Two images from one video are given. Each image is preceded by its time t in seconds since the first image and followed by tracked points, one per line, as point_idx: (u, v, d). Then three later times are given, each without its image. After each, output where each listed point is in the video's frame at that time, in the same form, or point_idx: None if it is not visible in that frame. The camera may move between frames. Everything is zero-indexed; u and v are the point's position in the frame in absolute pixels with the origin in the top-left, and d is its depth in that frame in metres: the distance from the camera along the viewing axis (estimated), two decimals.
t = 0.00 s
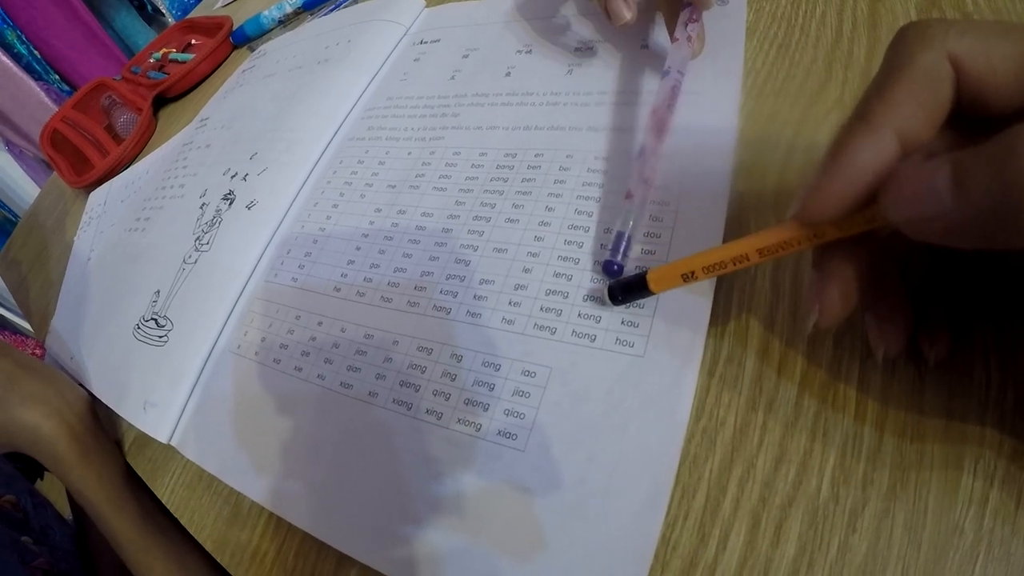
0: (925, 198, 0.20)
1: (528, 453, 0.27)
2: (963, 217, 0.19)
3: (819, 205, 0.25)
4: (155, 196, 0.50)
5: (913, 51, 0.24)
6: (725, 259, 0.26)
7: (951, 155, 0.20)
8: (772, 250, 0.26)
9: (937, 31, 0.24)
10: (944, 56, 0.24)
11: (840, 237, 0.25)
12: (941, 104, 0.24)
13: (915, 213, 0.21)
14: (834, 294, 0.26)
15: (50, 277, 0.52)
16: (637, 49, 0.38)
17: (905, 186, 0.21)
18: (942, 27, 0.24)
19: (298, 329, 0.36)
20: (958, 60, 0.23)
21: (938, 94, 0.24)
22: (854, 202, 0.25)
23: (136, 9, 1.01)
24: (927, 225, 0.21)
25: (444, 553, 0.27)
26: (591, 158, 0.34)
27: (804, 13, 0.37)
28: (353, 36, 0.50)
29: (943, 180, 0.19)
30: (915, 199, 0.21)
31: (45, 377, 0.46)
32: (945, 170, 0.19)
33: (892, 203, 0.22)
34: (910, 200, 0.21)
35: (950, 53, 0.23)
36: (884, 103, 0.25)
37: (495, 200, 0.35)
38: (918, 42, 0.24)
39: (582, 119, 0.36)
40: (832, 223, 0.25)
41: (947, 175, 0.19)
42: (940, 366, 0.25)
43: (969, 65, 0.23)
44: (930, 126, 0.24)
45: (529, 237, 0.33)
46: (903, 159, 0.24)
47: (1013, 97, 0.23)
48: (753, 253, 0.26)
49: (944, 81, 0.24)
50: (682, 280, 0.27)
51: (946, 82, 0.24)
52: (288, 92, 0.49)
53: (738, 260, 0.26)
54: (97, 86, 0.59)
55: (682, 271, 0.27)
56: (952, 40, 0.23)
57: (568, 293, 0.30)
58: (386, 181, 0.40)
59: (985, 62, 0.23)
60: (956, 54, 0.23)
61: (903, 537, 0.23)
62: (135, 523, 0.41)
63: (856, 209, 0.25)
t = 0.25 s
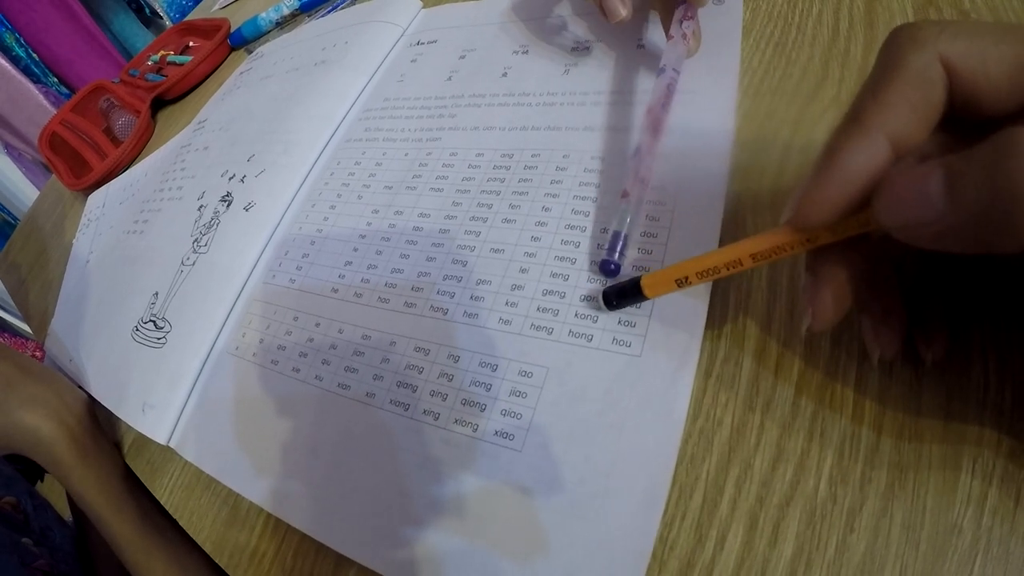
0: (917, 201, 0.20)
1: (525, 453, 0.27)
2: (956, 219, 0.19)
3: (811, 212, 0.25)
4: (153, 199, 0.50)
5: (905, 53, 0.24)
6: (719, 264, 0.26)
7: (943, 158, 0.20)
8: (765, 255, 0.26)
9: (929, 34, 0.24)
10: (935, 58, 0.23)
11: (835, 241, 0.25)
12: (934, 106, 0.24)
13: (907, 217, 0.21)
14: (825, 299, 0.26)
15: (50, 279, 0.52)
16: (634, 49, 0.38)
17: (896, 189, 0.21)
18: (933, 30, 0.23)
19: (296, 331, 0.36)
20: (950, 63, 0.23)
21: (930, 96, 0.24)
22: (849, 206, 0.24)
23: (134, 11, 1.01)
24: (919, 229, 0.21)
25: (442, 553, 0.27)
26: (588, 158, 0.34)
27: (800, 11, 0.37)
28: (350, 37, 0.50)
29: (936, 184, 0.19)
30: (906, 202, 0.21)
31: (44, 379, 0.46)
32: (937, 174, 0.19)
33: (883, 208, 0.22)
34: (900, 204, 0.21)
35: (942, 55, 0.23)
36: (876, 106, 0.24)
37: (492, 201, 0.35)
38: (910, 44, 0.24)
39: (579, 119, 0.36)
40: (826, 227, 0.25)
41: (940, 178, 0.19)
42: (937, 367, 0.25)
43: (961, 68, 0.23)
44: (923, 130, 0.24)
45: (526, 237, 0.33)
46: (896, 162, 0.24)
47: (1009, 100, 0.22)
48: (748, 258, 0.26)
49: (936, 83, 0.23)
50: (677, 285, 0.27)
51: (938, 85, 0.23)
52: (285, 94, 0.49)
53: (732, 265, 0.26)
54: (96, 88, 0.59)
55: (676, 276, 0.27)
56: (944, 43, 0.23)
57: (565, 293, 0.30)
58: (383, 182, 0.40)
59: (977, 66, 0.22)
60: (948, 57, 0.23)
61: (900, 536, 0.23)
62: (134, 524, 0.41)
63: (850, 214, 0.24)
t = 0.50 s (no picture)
0: (908, 205, 0.20)
1: (523, 452, 0.27)
2: (947, 221, 0.19)
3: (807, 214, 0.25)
4: (152, 200, 0.50)
5: (898, 56, 0.24)
6: (715, 266, 0.26)
7: (933, 161, 0.20)
8: (759, 257, 0.26)
9: (922, 35, 0.23)
10: (928, 61, 0.23)
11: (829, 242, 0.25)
12: (926, 109, 0.24)
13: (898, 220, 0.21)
14: (820, 301, 0.26)
15: (49, 281, 0.52)
16: (630, 49, 0.38)
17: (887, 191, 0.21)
18: (927, 31, 0.23)
19: (295, 331, 0.36)
20: (944, 65, 0.23)
21: (924, 98, 0.23)
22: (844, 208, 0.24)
23: (134, 13, 1.01)
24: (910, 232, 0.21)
25: (441, 553, 0.27)
26: (585, 158, 0.34)
27: (797, 10, 0.37)
28: (349, 38, 0.50)
29: (926, 188, 0.19)
30: (896, 206, 0.21)
31: (43, 380, 0.46)
32: (927, 177, 0.19)
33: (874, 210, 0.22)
34: (890, 207, 0.21)
35: (935, 58, 0.23)
36: (870, 110, 0.24)
37: (489, 200, 0.35)
38: (903, 47, 0.23)
39: (576, 119, 0.36)
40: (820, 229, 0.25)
41: (930, 181, 0.19)
42: (934, 366, 0.25)
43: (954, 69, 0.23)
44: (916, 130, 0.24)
45: (523, 236, 0.33)
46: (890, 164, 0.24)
47: (1003, 101, 0.23)
48: (743, 260, 0.26)
49: (929, 86, 0.23)
50: (673, 286, 0.27)
51: (932, 87, 0.23)
52: (284, 95, 0.49)
53: (728, 267, 0.26)
54: (95, 90, 0.59)
55: (672, 278, 0.27)
56: (938, 45, 0.23)
57: (562, 292, 0.30)
58: (381, 182, 0.40)
59: (970, 67, 0.22)
60: (941, 59, 0.23)
61: (897, 534, 0.23)
62: (134, 524, 0.42)
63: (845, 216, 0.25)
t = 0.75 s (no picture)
0: (902, 207, 0.20)
1: (522, 452, 0.27)
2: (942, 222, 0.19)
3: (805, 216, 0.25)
4: (151, 201, 0.50)
5: (895, 58, 0.24)
6: (711, 266, 0.27)
7: (928, 162, 0.20)
8: (755, 258, 0.26)
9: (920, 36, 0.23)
10: (925, 63, 0.23)
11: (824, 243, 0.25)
12: (923, 111, 0.24)
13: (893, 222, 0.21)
14: (817, 302, 0.26)
15: (49, 282, 0.53)
16: (628, 49, 0.38)
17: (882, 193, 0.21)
18: (924, 34, 0.23)
19: (294, 332, 0.36)
20: (940, 67, 0.23)
21: (920, 100, 0.23)
22: (841, 209, 0.24)
23: (133, 14, 1.01)
24: (905, 234, 0.21)
25: (440, 553, 0.27)
26: (583, 158, 0.34)
27: (795, 10, 0.37)
28: (347, 40, 0.50)
29: (920, 189, 0.19)
30: (891, 207, 0.21)
31: (43, 381, 0.46)
32: (922, 179, 0.19)
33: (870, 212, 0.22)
34: (885, 209, 0.21)
35: (932, 60, 0.23)
36: (866, 112, 0.24)
37: (487, 201, 0.35)
38: (900, 48, 0.23)
39: (574, 120, 0.36)
40: (817, 231, 0.25)
41: (924, 183, 0.19)
42: (931, 366, 0.25)
43: (952, 71, 0.23)
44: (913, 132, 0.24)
45: (521, 237, 0.33)
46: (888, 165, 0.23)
47: (1001, 102, 0.23)
48: (740, 260, 0.26)
49: (926, 88, 0.23)
50: (671, 286, 0.27)
51: (928, 89, 0.23)
52: (283, 96, 0.49)
53: (725, 267, 0.26)
54: (94, 92, 0.59)
55: (670, 278, 0.27)
56: (935, 47, 0.23)
57: (560, 293, 0.30)
58: (380, 183, 0.40)
59: (967, 69, 0.22)
60: (939, 61, 0.23)
61: (895, 533, 0.23)
62: (133, 525, 0.42)
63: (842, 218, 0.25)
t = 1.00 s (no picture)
0: (904, 208, 0.20)
1: (524, 451, 0.27)
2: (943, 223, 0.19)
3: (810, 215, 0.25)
4: (152, 199, 0.50)
5: (897, 59, 0.23)
6: (714, 266, 0.27)
7: (930, 163, 0.20)
8: (758, 258, 0.26)
9: (922, 37, 0.23)
10: (927, 64, 0.23)
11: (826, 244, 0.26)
12: (924, 112, 0.23)
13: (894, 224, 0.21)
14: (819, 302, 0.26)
15: (49, 280, 0.52)
16: (630, 48, 0.38)
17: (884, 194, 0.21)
18: (925, 34, 0.23)
19: (295, 330, 0.36)
20: (942, 67, 0.23)
21: (921, 100, 0.23)
22: (844, 210, 0.24)
23: (133, 12, 1.01)
24: (907, 235, 0.21)
25: (442, 552, 0.27)
26: (585, 157, 0.34)
27: (796, 10, 0.37)
28: (348, 38, 0.50)
29: (922, 190, 0.19)
30: (893, 208, 0.21)
31: (43, 379, 0.46)
32: (924, 180, 0.19)
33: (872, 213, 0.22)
34: (886, 210, 0.21)
35: (934, 60, 0.23)
36: (869, 113, 0.24)
37: (489, 200, 0.35)
38: (902, 49, 0.23)
39: (575, 119, 0.36)
40: (821, 230, 0.25)
41: (927, 183, 0.19)
42: (933, 365, 0.25)
43: (953, 71, 0.23)
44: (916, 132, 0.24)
45: (523, 235, 0.33)
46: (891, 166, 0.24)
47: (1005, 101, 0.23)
48: (743, 260, 0.26)
49: (928, 89, 0.23)
50: (673, 286, 0.27)
51: (930, 90, 0.23)
52: (283, 94, 0.49)
53: (728, 267, 0.26)
54: (94, 90, 0.59)
55: (673, 278, 0.27)
56: (937, 47, 0.23)
57: (562, 292, 0.30)
58: (381, 181, 0.40)
59: (969, 70, 0.22)
60: (940, 61, 0.23)
61: (897, 532, 0.23)
62: (133, 524, 0.42)
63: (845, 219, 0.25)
